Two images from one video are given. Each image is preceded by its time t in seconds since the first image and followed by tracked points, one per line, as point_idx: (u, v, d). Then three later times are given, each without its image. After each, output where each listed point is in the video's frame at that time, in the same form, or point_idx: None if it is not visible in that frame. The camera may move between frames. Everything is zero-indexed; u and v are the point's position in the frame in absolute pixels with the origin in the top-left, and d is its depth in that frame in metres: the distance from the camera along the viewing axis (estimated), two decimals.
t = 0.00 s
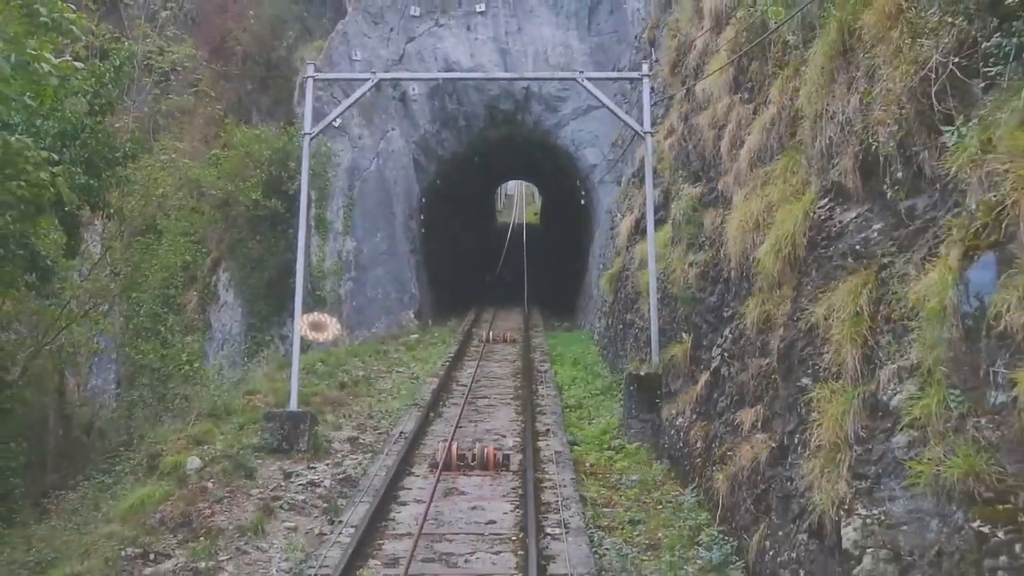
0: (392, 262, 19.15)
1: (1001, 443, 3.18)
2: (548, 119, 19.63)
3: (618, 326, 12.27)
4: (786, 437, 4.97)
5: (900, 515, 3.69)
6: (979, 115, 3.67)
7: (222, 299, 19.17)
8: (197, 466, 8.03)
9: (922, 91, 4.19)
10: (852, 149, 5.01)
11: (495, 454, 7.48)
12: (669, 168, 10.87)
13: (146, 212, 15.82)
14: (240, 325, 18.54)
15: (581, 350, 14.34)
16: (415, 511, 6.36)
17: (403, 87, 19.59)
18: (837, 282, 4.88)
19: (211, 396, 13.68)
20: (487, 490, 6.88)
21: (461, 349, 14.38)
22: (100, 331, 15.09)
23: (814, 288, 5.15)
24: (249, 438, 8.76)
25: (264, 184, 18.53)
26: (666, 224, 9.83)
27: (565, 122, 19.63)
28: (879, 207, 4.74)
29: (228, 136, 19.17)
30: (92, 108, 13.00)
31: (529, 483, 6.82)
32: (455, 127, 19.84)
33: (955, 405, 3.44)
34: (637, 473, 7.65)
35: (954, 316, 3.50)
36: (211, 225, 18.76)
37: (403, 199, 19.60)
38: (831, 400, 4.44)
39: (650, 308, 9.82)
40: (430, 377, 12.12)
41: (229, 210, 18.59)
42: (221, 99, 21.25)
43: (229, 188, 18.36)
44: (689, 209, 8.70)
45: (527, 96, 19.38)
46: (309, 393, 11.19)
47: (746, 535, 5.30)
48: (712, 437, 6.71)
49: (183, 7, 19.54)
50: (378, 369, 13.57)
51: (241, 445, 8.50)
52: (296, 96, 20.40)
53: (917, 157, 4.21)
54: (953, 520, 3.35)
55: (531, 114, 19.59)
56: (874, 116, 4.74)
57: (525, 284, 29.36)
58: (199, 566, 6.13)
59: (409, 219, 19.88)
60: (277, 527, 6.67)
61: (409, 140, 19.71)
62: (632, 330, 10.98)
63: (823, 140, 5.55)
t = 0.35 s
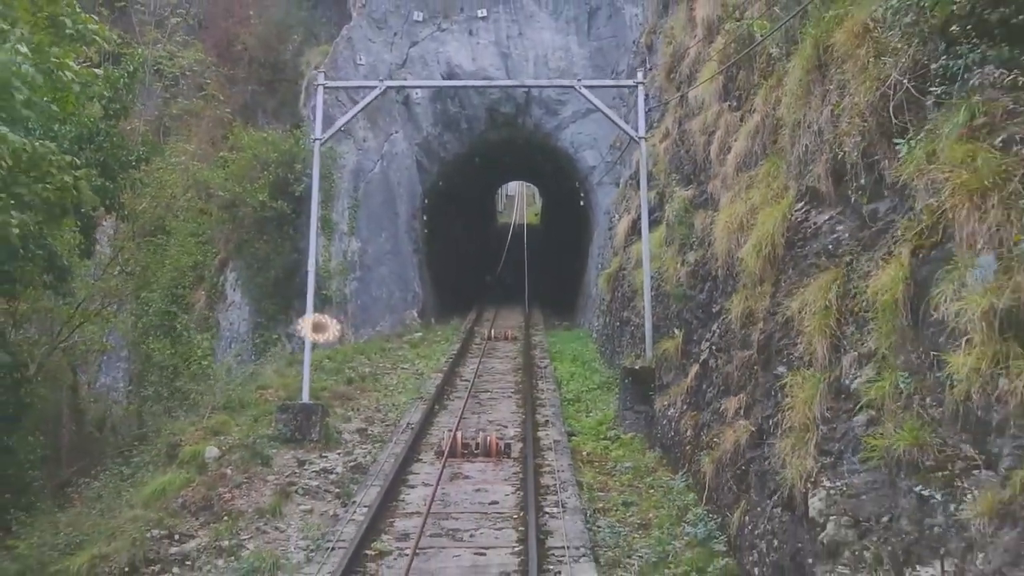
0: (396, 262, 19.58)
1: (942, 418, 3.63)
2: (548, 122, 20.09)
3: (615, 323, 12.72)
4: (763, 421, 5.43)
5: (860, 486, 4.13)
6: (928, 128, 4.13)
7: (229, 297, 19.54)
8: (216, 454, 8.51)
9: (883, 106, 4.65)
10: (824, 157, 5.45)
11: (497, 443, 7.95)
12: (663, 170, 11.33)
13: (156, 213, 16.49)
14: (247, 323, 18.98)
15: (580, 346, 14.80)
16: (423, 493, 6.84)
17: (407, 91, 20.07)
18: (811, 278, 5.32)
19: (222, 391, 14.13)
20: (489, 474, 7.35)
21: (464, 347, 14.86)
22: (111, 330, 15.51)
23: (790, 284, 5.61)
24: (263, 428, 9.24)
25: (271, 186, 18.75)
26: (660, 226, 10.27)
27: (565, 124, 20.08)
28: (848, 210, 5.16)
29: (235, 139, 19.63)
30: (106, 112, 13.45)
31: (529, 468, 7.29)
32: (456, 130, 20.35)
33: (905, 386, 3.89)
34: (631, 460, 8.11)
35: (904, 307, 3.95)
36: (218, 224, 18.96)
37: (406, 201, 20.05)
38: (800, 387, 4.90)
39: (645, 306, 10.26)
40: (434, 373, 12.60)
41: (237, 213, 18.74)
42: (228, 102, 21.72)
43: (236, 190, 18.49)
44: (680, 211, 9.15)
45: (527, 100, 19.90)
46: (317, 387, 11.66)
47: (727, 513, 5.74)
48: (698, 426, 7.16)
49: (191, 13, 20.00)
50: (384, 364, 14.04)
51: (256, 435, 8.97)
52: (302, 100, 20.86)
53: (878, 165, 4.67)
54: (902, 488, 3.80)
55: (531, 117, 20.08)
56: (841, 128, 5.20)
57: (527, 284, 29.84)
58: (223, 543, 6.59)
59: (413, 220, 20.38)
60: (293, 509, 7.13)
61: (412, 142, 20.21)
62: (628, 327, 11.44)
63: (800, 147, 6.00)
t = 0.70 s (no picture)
0: (398, 257, 20.03)
1: (894, 393, 4.09)
2: (548, 121, 20.59)
3: (611, 316, 13.19)
4: (743, 402, 5.89)
5: (825, 457, 4.59)
6: (886, 136, 4.59)
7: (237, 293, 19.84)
8: (232, 440, 8.97)
9: (849, 114, 5.11)
10: (800, 158, 5.91)
11: (498, 428, 8.43)
12: (657, 170, 11.79)
13: (168, 211, 16.57)
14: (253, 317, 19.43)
15: (578, 338, 15.29)
16: (429, 472, 7.32)
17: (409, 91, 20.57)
18: (787, 270, 5.78)
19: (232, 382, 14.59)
20: (490, 456, 7.83)
21: (465, 339, 15.34)
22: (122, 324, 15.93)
23: (769, 276, 6.08)
24: (275, 415, 9.70)
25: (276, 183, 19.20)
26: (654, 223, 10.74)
27: (563, 123, 20.58)
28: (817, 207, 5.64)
29: (241, 137, 20.07)
30: (119, 112, 13.87)
31: (528, 450, 7.77)
32: (458, 129, 20.84)
33: (864, 366, 4.36)
34: (625, 444, 8.57)
35: (862, 295, 4.42)
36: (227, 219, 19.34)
37: (408, 198, 20.51)
38: (775, 369, 5.37)
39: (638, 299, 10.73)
40: (437, 364, 13.06)
41: (243, 209, 19.19)
42: (234, 101, 22.16)
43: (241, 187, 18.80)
44: (672, 209, 9.61)
45: (526, 100, 20.39)
46: (325, 377, 12.12)
47: (711, 488, 6.20)
48: (687, 410, 7.63)
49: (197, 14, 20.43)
50: (389, 356, 14.51)
51: (269, 421, 9.43)
52: (307, 99, 21.29)
53: (845, 167, 5.14)
54: (860, 456, 4.26)
55: (530, 116, 20.57)
56: (814, 132, 5.66)
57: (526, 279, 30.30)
58: (242, 519, 7.03)
59: (415, 216, 20.85)
60: (306, 489, 7.59)
61: (414, 140, 20.67)
62: (624, 319, 11.91)
63: (780, 149, 6.46)
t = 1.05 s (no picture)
0: (401, 258, 20.48)
1: (857, 378, 4.54)
2: (547, 124, 21.04)
3: (609, 314, 13.65)
4: (727, 391, 6.35)
5: (798, 437, 5.03)
6: (852, 145, 5.07)
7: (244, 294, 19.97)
8: (247, 431, 9.43)
9: (822, 125, 5.58)
10: (780, 165, 6.36)
11: (499, 418, 8.90)
12: (652, 174, 12.26)
13: (178, 213, 17.00)
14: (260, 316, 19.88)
15: (578, 336, 15.76)
16: (435, 459, 7.80)
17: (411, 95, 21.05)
18: (767, 269, 6.24)
19: (241, 379, 15.04)
20: (492, 444, 8.31)
21: (467, 337, 15.81)
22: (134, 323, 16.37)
23: (752, 274, 6.54)
24: (287, 408, 10.17)
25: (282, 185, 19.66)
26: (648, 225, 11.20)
27: (562, 126, 21.01)
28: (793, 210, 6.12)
29: (247, 140, 20.53)
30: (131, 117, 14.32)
31: (528, 438, 8.25)
32: (459, 132, 21.35)
33: (831, 354, 4.81)
34: (620, 434, 9.03)
35: (830, 290, 4.88)
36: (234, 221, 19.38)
37: (410, 199, 20.97)
38: (754, 359, 5.83)
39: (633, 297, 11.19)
40: (440, 360, 13.52)
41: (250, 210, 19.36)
42: (240, 105, 22.62)
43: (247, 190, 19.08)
44: (666, 211, 10.07)
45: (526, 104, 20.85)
46: (334, 373, 12.59)
47: (699, 471, 6.66)
48: (677, 401, 8.08)
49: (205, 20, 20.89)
50: (394, 353, 14.98)
51: (281, 413, 9.89)
52: (312, 103, 21.69)
53: (818, 174, 5.60)
54: (827, 435, 4.71)
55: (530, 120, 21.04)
56: (792, 141, 6.12)
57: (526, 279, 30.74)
58: (260, 502, 7.48)
59: (418, 217, 21.32)
60: (319, 475, 8.06)
61: (417, 143, 21.13)
62: (620, 317, 12.36)
63: (763, 156, 6.92)
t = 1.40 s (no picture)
0: (402, 259, 20.91)
1: (824, 367, 4.99)
2: (546, 127, 21.61)
3: (604, 313, 14.09)
4: (712, 382, 6.80)
5: (773, 421, 5.48)
6: (822, 153, 5.54)
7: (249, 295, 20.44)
8: (258, 423, 9.88)
9: (797, 134, 6.04)
10: (761, 171, 6.81)
11: (499, 410, 9.37)
12: (646, 177, 12.70)
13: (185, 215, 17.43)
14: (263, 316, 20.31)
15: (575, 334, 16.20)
16: (439, 448, 8.27)
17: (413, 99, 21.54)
18: (749, 269, 6.69)
19: (248, 376, 15.48)
20: (493, 434, 8.79)
21: (467, 334, 16.27)
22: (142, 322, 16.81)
23: (736, 273, 6.99)
24: (296, 403, 10.62)
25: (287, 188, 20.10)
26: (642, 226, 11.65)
27: (560, 129, 21.55)
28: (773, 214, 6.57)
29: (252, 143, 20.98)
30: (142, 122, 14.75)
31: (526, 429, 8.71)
32: (459, 135, 21.87)
33: (801, 345, 5.27)
34: (613, 425, 9.47)
35: (802, 287, 5.34)
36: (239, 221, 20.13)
37: (411, 201, 21.42)
38: (735, 351, 6.29)
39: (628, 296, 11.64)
40: (441, 357, 13.98)
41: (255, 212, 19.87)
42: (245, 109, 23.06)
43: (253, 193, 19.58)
44: (658, 213, 10.52)
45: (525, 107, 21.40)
46: (339, 369, 13.04)
47: (685, 457, 7.11)
48: (667, 393, 8.53)
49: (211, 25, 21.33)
50: (396, 351, 15.42)
51: (291, 407, 10.35)
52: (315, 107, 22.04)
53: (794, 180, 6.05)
54: (799, 418, 5.16)
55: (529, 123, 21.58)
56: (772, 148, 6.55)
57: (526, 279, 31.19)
58: (273, 488, 7.95)
59: (419, 219, 21.79)
60: (329, 464, 8.51)
61: (418, 146, 21.59)
62: (615, 315, 12.80)
63: (746, 162, 7.36)
